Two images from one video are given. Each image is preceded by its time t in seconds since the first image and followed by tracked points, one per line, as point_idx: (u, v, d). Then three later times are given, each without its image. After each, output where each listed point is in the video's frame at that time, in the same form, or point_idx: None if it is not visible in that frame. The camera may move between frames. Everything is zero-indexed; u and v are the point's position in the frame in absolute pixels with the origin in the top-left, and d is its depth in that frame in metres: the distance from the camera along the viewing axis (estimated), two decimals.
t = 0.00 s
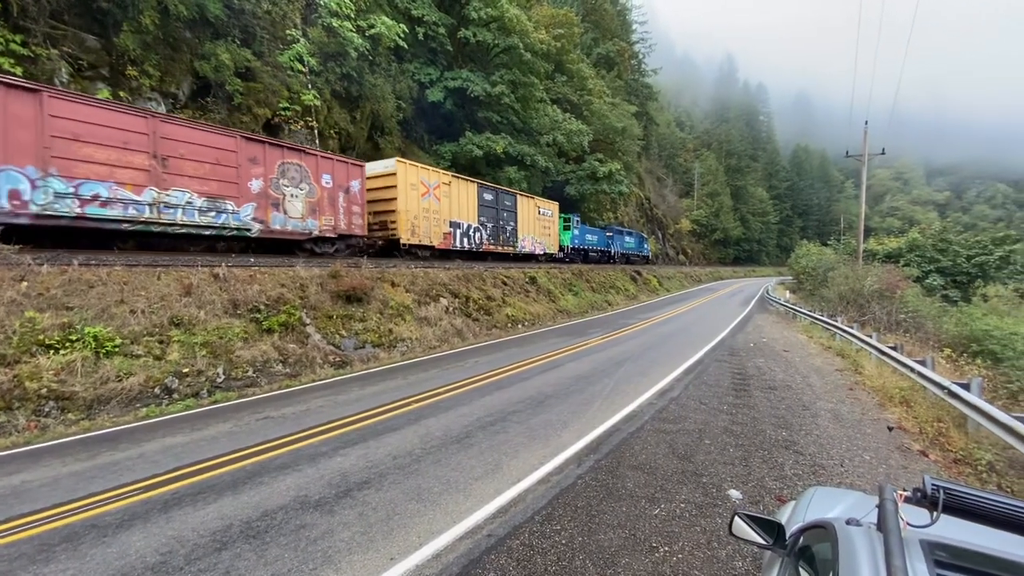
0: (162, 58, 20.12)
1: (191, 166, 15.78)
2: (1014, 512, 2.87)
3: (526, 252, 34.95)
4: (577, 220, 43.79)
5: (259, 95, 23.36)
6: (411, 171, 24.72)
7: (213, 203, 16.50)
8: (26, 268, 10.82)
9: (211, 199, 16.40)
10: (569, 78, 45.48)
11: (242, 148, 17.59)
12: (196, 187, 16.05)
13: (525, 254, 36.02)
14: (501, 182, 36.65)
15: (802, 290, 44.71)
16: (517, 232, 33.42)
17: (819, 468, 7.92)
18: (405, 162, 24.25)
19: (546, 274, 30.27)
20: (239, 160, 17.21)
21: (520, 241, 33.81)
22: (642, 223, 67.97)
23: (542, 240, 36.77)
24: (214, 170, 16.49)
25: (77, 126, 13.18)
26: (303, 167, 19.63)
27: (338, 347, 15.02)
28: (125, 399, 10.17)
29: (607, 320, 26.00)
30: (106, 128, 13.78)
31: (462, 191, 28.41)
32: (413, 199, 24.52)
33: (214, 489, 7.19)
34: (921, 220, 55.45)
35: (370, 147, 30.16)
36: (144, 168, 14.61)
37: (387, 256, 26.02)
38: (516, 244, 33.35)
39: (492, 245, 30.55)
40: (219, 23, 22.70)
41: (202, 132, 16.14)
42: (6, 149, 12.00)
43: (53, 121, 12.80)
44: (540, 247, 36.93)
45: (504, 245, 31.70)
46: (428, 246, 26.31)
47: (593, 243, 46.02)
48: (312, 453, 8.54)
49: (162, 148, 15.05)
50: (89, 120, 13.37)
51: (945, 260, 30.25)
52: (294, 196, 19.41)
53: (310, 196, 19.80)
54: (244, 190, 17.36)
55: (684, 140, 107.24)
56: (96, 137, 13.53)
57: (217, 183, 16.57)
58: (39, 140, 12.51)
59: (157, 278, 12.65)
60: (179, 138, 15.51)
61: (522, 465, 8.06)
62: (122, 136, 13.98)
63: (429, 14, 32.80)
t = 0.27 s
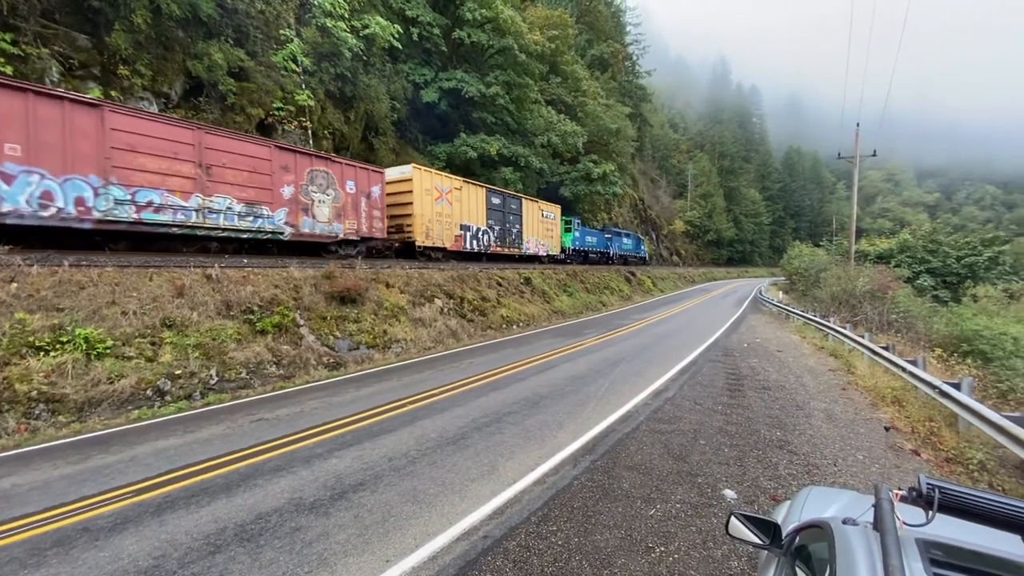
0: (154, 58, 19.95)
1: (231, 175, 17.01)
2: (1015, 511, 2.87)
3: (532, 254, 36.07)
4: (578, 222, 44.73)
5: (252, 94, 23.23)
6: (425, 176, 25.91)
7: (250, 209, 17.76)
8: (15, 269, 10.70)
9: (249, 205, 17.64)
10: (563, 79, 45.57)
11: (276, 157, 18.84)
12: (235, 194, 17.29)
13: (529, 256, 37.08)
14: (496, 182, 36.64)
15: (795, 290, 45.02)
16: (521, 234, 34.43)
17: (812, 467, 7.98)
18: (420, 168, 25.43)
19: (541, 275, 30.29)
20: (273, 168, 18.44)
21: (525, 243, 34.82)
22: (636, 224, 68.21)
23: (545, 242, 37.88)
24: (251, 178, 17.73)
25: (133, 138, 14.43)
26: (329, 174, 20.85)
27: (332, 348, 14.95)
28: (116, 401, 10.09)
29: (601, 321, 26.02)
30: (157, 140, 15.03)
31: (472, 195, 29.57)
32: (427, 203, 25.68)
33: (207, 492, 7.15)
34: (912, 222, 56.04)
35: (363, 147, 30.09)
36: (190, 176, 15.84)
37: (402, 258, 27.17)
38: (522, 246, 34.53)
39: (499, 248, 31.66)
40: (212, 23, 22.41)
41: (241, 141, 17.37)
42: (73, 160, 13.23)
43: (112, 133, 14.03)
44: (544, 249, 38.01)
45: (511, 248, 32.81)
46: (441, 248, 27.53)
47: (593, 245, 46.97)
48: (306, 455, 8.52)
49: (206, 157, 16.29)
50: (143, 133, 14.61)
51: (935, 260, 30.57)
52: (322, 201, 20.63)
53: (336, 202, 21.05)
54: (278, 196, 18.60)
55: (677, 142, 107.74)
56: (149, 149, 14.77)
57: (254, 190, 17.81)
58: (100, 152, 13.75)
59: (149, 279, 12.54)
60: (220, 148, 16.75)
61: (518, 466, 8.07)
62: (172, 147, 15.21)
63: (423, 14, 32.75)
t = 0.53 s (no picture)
0: (146, 57, 19.81)
1: (265, 181, 18.19)
2: (1009, 511, 2.89)
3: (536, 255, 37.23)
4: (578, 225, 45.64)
5: (245, 95, 23.10)
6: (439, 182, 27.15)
7: (282, 213, 18.96)
8: (4, 270, 10.59)
9: (282, 210, 18.84)
10: (558, 80, 45.67)
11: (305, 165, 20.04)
12: (269, 199, 18.49)
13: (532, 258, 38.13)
14: (491, 183, 36.65)
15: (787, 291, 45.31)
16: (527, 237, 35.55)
17: (806, 467, 8.04)
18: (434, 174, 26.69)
19: (535, 276, 30.30)
20: (303, 175, 19.62)
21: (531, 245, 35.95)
22: (630, 225, 68.39)
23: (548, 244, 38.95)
24: (284, 184, 18.91)
25: (181, 148, 15.64)
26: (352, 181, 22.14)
27: (327, 350, 14.89)
28: (107, 404, 9.99)
29: (596, 322, 26.06)
30: (201, 149, 16.22)
31: (481, 199, 30.76)
32: (440, 207, 26.87)
33: (200, 495, 7.10)
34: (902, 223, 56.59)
35: (357, 148, 29.99)
36: (230, 183, 17.02)
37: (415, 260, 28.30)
38: (527, 247, 35.66)
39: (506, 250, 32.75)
40: (205, 22, 22.31)
41: (274, 150, 18.53)
42: (128, 169, 14.44)
43: (161, 144, 15.20)
44: (546, 251, 39.11)
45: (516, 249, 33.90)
46: (452, 250, 28.71)
47: (592, 247, 47.91)
48: (300, 457, 8.47)
49: (243, 166, 17.46)
50: (189, 143, 15.79)
51: (925, 261, 30.86)
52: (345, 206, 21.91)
53: (359, 207, 22.22)
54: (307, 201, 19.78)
55: (671, 143, 108.18)
56: (194, 158, 15.96)
57: (286, 196, 19.05)
58: (152, 161, 14.96)
59: (140, 280, 12.45)
60: (256, 157, 17.92)
61: (513, 467, 8.06)
62: (214, 157, 16.39)
63: (418, 15, 32.71)
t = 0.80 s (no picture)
0: (138, 56, 19.65)
1: (295, 188, 19.50)
2: (996, 509, 2.92)
3: (538, 258, 38.52)
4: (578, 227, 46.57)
5: (238, 95, 22.98)
6: (448, 187, 28.44)
7: (310, 218, 20.31)
8: None
9: (309, 215, 20.13)
10: (552, 82, 45.75)
11: (330, 172, 21.37)
12: (299, 205, 19.83)
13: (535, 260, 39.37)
14: (485, 184, 36.66)
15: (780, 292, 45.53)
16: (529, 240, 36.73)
17: (798, 467, 8.10)
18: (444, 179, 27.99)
19: (530, 277, 30.31)
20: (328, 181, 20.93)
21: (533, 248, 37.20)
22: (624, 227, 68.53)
23: (549, 246, 40.16)
24: (311, 190, 20.21)
25: (221, 158, 16.94)
26: (370, 187, 23.54)
27: (320, 351, 14.83)
28: (98, 406, 9.90)
29: (591, 323, 26.09)
30: (238, 158, 17.53)
31: (487, 203, 32.06)
32: (450, 211, 28.18)
33: (191, 498, 7.05)
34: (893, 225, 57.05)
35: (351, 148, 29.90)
36: (264, 189, 18.32)
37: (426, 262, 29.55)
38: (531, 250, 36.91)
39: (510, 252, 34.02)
40: (197, 22, 22.19)
41: (303, 158, 19.83)
42: (176, 177, 15.74)
43: (204, 154, 16.52)
44: (548, 254, 40.36)
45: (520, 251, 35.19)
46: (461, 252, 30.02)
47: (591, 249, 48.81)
48: (293, 459, 8.43)
49: (275, 173, 18.75)
50: (229, 153, 17.11)
51: (916, 263, 31.16)
52: (365, 210, 23.31)
53: (377, 211, 23.53)
54: (331, 206, 21.10)
55: (664, 145, 108.60)
56: (233, 167, 17.25)
57: (313, 201, 20.39)
58: (196, 170, 16.26)
59: (132, 280, 12.35)
60: (287, 165, 19.22)
61: (508, 469, 8.06)
62: (250, 165, 17.69)
63: (412, 16, 32.67)
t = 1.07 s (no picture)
0: (132, 55, 19.47)
1: (322, 194, 20.81)
2: (986, 509, 2.95)
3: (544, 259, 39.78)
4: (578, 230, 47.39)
5: (234, 94, 22.88)
6: (459, 192, 29.57)
7: (336, 222, 21.61)
8: None
9: (335, 219, 21.43)
10: (548, 84, 45.83)
11: (353, 179, 22.68)
12: (326, 210, 21.15)
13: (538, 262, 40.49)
14: (481, 186, 36.67)
15: (774, 294, 45.70)
16: (534, 242, 37.87)
17: (792, 468, 8.14)
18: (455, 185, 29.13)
19: (525, 279, 30.33)
20: (351, 187, 22.24)
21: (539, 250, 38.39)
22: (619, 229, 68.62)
23: (552, 249, 41.28)
24: (337, 196, 21.52)
25: (257, 166, 18.30)
26: (389, 192, 24.80)
27: (315, 352, 14.77)
28: (90, 407, 9.82)
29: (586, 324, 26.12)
30: (272, 166, 18.89)
31: (494, 207, 33.20)
32: (460, 215, 29.32)
33: (185, 499, 7.00)
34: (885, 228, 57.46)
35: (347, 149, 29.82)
36: (294, 195, 19.64)
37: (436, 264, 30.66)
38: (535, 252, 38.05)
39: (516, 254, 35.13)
40: (192, 21, 22.11)
41: (328, 166, 21.15)
42: (218, 184, 17.08)
43: (243, 163, 17.87)
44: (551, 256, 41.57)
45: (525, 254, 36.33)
46: (471, 254, 31.30)
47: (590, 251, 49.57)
48: (287, 461, 8.37)
49: (304, 180, 20.07)
50: (264, 162, 18.46)
51: (908, 266, 31.39)
52: (384, 215, 24.57)
53: (396, 216, 24.79)
54: (355, 211, 22.39)
55: (659, 147, 108.97)
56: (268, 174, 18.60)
57: (338, 207, 21.67)
58: (236, 178, 17.61)
59: (125, 281, 12.26)
60: (315, 172, 20.55)
61: (503, 470, 8.05)
62: (282, 173, 19.03)
63: (408, 17, 32.67)
